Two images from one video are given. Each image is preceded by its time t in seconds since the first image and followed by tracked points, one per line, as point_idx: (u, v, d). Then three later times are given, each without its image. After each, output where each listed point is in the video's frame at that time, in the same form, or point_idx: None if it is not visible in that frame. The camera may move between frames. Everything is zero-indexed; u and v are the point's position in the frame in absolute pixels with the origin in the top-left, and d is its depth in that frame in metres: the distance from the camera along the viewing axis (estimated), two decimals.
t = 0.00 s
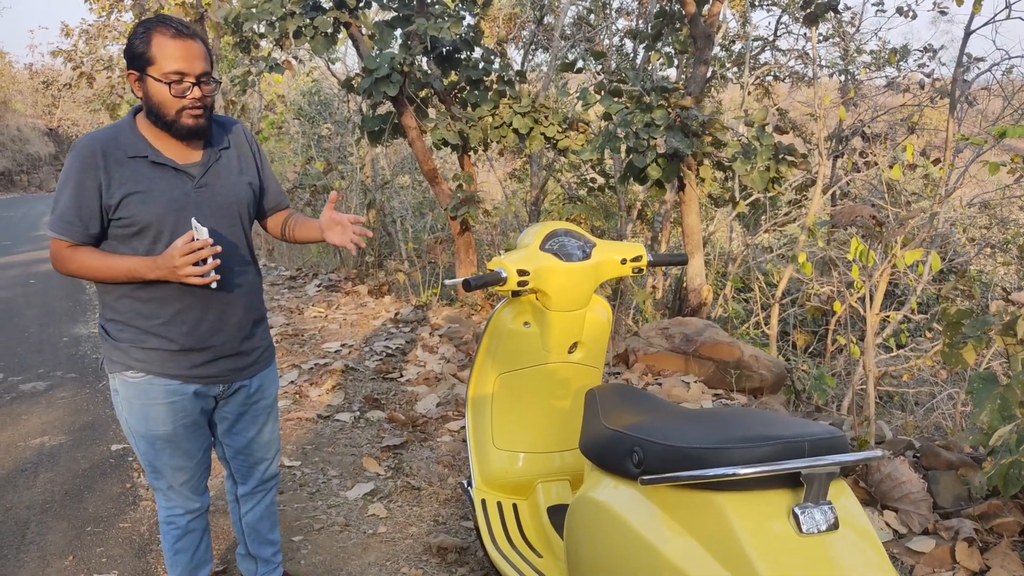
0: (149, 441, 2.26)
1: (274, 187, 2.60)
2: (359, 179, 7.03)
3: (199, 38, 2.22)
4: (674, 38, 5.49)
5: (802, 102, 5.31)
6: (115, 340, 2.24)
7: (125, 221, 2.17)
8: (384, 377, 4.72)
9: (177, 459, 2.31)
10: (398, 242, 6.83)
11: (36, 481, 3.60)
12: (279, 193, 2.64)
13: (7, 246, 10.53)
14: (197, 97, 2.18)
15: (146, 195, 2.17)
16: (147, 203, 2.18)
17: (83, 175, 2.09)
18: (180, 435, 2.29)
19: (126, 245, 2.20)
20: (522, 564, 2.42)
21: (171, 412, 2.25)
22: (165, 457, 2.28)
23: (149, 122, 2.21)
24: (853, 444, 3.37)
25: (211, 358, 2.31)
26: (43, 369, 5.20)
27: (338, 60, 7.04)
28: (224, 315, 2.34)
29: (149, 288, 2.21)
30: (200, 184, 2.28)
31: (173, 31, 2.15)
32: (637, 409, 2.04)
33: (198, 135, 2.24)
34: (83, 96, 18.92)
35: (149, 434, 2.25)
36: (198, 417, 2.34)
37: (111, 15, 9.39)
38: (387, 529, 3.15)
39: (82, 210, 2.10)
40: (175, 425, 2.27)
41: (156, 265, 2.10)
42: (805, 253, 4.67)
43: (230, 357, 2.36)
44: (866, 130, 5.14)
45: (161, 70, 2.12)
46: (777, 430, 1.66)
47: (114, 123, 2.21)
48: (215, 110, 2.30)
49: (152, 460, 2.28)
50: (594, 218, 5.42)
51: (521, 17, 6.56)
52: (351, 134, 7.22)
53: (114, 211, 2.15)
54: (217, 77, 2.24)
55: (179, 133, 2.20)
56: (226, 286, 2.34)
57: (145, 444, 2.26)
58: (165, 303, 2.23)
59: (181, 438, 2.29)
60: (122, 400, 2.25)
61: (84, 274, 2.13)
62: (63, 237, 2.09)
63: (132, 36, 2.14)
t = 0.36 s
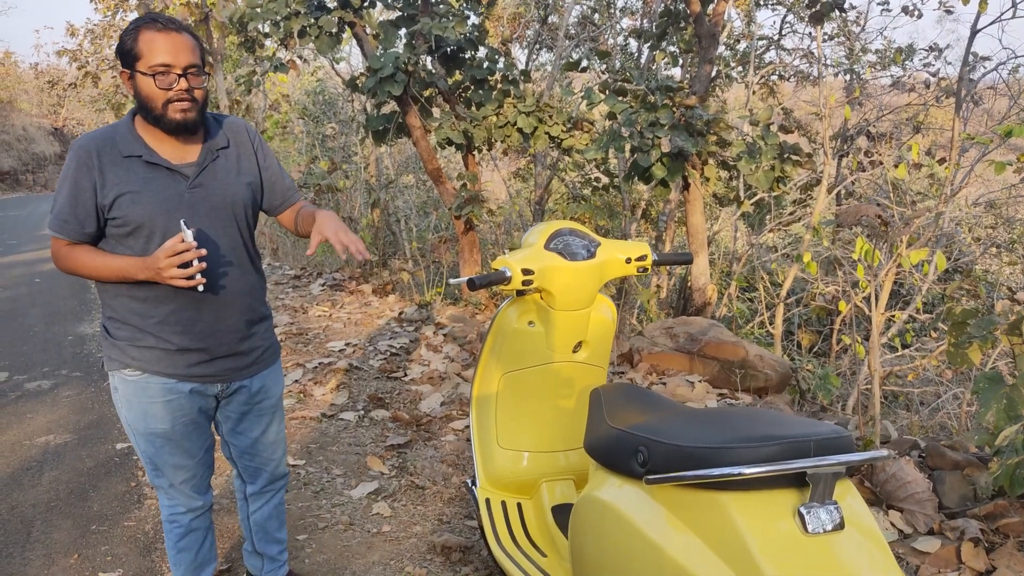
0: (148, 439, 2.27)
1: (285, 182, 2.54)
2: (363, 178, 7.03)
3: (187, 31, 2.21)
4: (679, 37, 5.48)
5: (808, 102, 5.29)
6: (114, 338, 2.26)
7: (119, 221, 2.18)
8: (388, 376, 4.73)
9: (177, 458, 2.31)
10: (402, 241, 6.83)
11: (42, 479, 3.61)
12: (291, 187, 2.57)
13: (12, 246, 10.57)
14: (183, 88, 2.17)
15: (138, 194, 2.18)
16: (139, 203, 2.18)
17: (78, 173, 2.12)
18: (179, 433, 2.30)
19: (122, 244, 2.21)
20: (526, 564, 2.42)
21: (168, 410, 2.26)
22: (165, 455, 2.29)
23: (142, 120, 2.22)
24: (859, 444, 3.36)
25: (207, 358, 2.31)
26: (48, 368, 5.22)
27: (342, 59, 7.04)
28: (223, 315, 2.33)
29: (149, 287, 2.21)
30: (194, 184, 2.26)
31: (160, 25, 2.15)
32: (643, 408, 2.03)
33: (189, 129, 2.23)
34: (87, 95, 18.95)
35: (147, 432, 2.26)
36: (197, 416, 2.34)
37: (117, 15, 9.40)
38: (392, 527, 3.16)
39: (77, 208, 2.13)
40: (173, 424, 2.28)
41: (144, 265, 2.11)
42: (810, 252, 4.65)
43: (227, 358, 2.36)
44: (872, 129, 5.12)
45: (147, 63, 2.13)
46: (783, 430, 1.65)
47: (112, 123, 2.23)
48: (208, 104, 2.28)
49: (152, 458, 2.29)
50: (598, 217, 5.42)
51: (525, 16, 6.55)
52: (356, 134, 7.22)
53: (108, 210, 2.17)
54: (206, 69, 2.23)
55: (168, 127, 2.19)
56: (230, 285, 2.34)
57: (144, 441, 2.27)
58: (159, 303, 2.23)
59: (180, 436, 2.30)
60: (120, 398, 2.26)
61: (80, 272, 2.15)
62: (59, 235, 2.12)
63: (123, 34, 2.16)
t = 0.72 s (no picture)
0: (143, 439, 2.27)
1: (279, 179, 2.47)
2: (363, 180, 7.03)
3: (179, 31, 2.21)
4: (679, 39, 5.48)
5: (808, 103, 5.29)
6: (109, 338, 2.27)
7: (111, 223, 2.18)
8: (388, 378, 4.72)
9: (172, 458, 2.31)
10: (402, 243, 6.83)
11: (42, 481, 3.61)
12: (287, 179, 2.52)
13: (12, 248, 10.57)
14: (168, 87, 2.16)
15: (129, 197, 2.18)
16: (130, 206, 2.18)
17: (71, 175, 2.14)
18: (173, 434, 2.30)
19: (116, 246, 2.22)
20: (526, 565, 2.42)
21: (161, 411, 2.26)
22: (160, 455, 2.30)
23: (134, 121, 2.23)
24: (859, 445, 3.35)
25: (198, 361, 2.30)
26: (48, 369, 5.21)
27: (342, 61, 7.05)
28: (217, 317, 2.32)
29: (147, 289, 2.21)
30: (185, 187, 2.25)
31: (150, 26, 2.16)
32: (643, 409, 2.03)
33: (175, 129, 2.21)
34: (86, 97, 18.95)
35: (142, 432, 2.26)
36: (193, 417, 2.34)
37: (117, 17, 9.39)
38: (392, 529, 3.15)
39: (71, 209, 2.15)
40: (167, 424, 2.28)
41: (130, 266, 2.11)
42: (809, 254, 4.65)
43: (221, 360, 2.35)
44: (871, 131, 5.12)
45: (134, 62, 2.13)
46: (783, 431, 1.65)
47: (109, 125, 2.25)
48: (200, 105, 2.26)
49: (147, 458, 2.29)
50: (598, 219, 5.42)
51: (525, 18, 6.56)
52: (356, 135, 7.23)
53: (101, 213, 2.18)
54: (195, 69, 2.21)
55: (155, 128, 2.19)
56: (228, 286, 2.33)
57: (140, 442, 2.27)
58: (150, 305, 2.23)
59: (175, 437, 2.30)
60: (115, 397, 2.27)
61: (75, 272, 2.18)
62: (54, 236, 2.15)
63: (117, 35, 2.19)
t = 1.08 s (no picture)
0: (143, 438, 2.27)
1: (278, 185, 2.47)
2: (364, 179, 7.03)
3: (182, 33, 2.20)
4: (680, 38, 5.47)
5: (809, 102, 5.28)
6: (109, 337, 2.27)
7: (112, 223, 2.18)
8: (389, 377, 4.72)
9: (172, 458, 2.31)
10: (403, 242, 6.83)
11: (42, 480, 3.60)
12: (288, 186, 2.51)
13: (13, 247, 10.58)
14: (167, 90, 2.15)
15: (130, 198, 2.18)
16: (131, 207, 2.18)
17: (72, 175, 2.13)
18: (173, 433, 2.29)
19: (117, 246, 2.22)
20: (527, 565, 2.42)
21: (161, 410, 2.26)
22: (160, 455, 2.29)
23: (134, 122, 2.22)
24: (861, 445, 3.35)
25: (199, 360, 2.30)
26: (49, 368, 5.21)
27: (343, 60, 7.05)
28: (218, 318, 2.32)
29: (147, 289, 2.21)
30: (187, 189, 2.25)
31: (153, 27, 2.15)
32: (645, 409, 2.03)
33: (173, 131, 2.20)
34: (87, 96, 18.95)
35: (142, 431, 2.26)
36: (192, 416, 2.34)
37: (118, 16, 9.40)
38: (393, 529, 3.15)
39: (72, 209, 2.15)
40: (166, 423, 2.27)
41: (132, 266, 2.11)
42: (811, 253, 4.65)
43: (221, 360, 2.34)
44: (872, 130, 5.12)
45: (134, 63, 2.13)
46: (785, 431, 1.64)
47: (109, 124, 2.25)
48: (199, 108, 2.25)
49: (147, 457, 2.29)
50: (599, 218, 5.41)
51: (526, 17, 6.55)
52: (357, 134, 7.23)
53: (102, 213, 2.17)
54: (196, 73, 2.20)
55: (152, 130, 2.18)
56: (229, 286, 2.34)
57: (139, 441, 2.27)
58: (152, 306, 2.23)
59: (174, 436, 2.30)
60: (114, 397, 2.27)
61: (75, 271, 2.17)
62: (55, 235, 2.15)
63: (121, 35, 2.18)
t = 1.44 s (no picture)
0: (146, 442, 2.27)
1: (284, 189, 2.52)
2: (365, 181, 7.03)
3: (210, 45, 2.23)
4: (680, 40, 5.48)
5: (809, 104, 5.28)
6: (111, 340, 2.26)
7: (116, 224, 2.18)
8: (389, 379, 4.73)
9: (175, 460, 2.31)
10: (403, 244, 6.83)
11: (42, 481, 3.61)
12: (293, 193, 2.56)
13: (14, 248, 10.60)
14: (182, 92, 2.16)
15: (136, 198, 2.18)
16: (137, 208, 2.18)
17: (76, 175, 2.12)
18: (176, 435, 2.30)
19: (120, 246, 2.21)
20: (527, 566, 2.42)
21: (165, 413, 2.26)
22: (163, 457, 2.29)
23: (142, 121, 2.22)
24: (861, 447, 3.34)
25: (203, 362, 2.30)
26: (49, 370, 5.22)
27: (344, 62, 7.05)
28: (220, 319, 2.32)
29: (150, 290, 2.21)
30: (193, 189, 2.26)
31: (184, 32, 2.18)
32: (646, 411, 2.03)
33: (175, 134, 2.20)
34: (88, 98, 18.99)
35: (145, 434, 2.26)
36: (195, 419, 2.34)
37: (119, 18, 9.42)
38: (393, 530, 3.15)
39: (75, 209, 2.14)
40: (170, 426, 2.27)
41: (141, 266, 2.10)
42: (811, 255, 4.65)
43: (224, 362, 2.35)
44: (872, 132, 5.12)
45: (157, 59, 2.14)
46: (785, 432, 1.64)
47: (114, 123, 2.24)
48: (209, 117, 2.26)
49: (149, 460, 2.29)
50: (600, 219, 5.42)
51: (527, 19, 6.55)
52: (357, 136, 7.23)
53: (107, 213, 2.17)
54: (215, 85, 2.23)
55: (159, 129, 2.18)
56: (231, 288, 2.34)
57: (142, 444, 2.27)
58: (157, 307, 2.23)
59: (178, 439, 2.30)
60: (117, 400, 2.26)
61: (77, 273, 2.16)
62: (57, 236, 2.13)
63: (148, 31, 2.20)
